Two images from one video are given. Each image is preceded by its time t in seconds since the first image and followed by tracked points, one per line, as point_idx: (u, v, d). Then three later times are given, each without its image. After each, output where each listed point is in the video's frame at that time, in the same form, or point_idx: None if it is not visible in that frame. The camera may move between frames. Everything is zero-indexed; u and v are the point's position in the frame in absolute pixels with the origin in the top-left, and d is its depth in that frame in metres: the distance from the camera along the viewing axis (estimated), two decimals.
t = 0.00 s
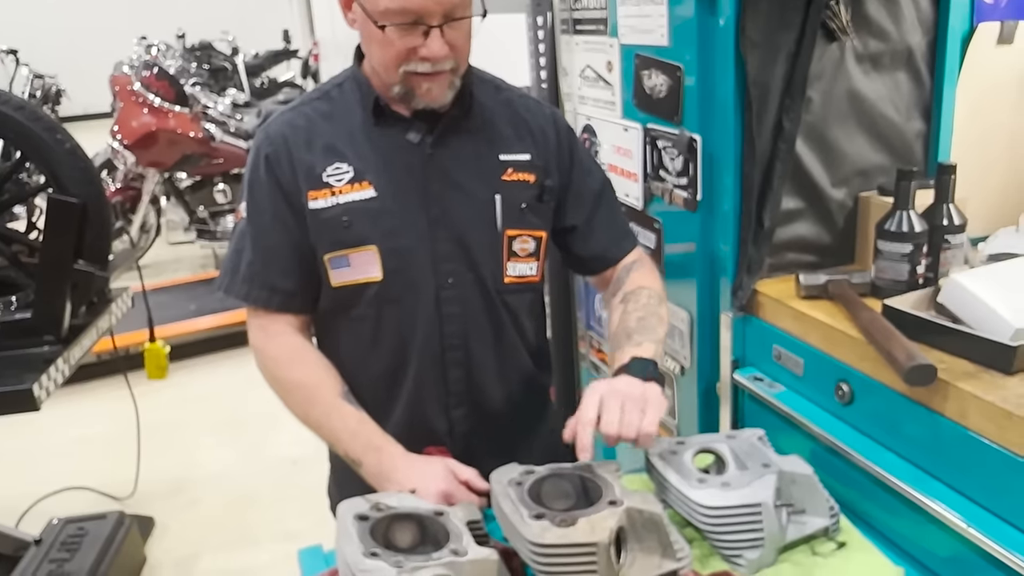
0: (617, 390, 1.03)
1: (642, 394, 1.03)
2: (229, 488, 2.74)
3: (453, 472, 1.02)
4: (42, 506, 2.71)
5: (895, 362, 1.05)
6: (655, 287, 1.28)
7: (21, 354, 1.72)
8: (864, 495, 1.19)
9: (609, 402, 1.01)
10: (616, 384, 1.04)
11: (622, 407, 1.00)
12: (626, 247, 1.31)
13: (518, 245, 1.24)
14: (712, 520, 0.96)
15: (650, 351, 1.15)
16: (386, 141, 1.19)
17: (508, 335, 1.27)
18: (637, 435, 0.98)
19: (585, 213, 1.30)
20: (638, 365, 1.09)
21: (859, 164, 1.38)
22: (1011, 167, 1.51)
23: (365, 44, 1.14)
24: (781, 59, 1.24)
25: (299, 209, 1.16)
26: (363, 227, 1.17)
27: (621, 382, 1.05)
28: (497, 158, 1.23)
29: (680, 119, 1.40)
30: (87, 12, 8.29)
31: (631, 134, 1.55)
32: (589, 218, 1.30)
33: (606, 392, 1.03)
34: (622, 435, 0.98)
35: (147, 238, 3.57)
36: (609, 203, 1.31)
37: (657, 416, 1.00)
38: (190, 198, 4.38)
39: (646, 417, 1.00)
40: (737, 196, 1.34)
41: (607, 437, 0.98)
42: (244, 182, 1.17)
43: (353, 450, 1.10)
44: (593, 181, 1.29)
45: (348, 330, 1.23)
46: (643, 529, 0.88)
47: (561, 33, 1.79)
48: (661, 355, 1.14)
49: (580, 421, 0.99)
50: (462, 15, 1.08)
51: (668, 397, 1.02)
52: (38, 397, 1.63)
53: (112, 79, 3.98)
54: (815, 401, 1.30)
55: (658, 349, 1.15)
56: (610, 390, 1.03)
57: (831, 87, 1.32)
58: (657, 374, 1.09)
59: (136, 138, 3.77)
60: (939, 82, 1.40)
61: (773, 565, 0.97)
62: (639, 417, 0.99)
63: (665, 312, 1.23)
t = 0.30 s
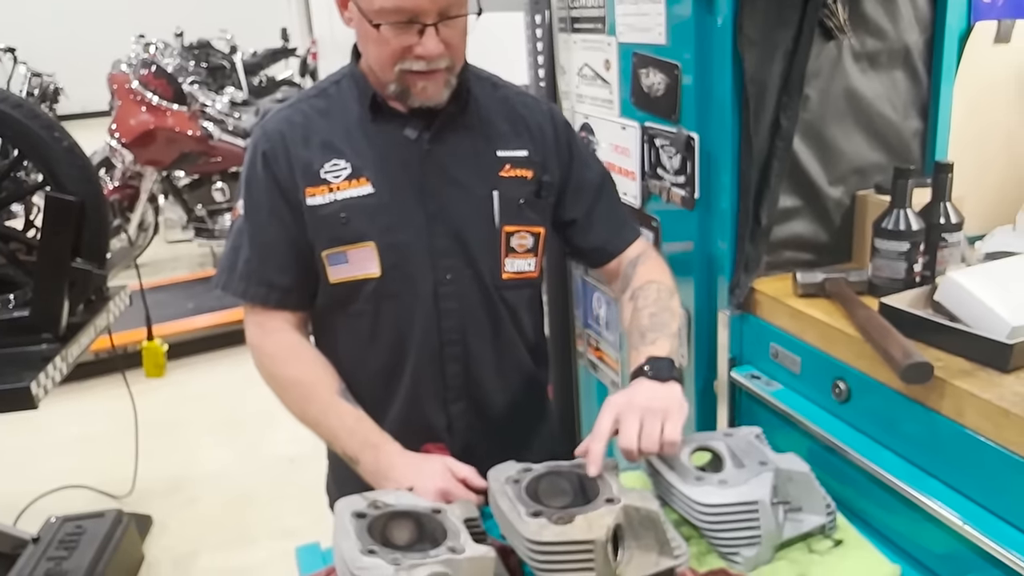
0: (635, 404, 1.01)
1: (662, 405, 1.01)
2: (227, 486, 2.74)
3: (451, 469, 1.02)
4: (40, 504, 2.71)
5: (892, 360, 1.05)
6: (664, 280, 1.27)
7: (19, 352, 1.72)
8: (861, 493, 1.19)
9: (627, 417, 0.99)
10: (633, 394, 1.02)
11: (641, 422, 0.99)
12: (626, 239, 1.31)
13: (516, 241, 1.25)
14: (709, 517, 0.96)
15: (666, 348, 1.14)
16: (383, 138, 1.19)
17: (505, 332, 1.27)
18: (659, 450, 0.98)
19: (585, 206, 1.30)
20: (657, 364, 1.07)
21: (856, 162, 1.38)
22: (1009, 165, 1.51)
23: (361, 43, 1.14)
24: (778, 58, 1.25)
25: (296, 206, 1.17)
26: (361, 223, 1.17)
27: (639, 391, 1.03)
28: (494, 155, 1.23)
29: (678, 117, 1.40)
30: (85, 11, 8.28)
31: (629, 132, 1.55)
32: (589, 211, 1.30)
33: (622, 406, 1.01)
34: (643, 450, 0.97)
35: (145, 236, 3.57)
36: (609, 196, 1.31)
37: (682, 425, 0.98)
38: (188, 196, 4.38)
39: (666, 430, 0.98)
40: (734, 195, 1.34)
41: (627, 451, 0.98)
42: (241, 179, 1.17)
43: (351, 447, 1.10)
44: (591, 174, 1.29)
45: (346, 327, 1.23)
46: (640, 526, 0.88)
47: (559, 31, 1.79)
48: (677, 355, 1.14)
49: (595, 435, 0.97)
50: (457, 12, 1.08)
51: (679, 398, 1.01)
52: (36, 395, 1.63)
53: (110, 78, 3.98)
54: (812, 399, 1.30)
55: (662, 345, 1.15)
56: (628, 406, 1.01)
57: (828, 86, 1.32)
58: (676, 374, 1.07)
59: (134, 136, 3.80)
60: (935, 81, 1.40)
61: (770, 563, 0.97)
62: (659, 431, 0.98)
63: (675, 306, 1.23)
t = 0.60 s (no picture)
0: (640, 406, 0.99)
1: (669, 407, 0.99)
2: (227, 485, 2.74)
3: (450, 468, 1.02)
4: (39, 503, 2.71)
5: (892, 359, 1.05)
6: (671, 274, 1.25)
7: (18, 351, 1.72)
8: (860, 492, 1.19)
9: (631, 421, 0.98)
10: (638, 395, 1.01)
11: (645, 425, 0.98)
12: (628, 233, 1.30)
13: (516, 239, 1.24)
14: (708, 516, 0.96)
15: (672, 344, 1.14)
16: (382, 136, 1.18)
17: (505, 330, 1.27)
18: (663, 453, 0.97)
19: (585, 200, 1.29)
20: (665, 362, 1.05)
21: (856, 161, 1.38)
22: (1009, 164, 1.51)
23: (361, 40, 1.14)
24: (778, 57, 1.25)
25: (295, 204, 1.17)
26: (360, 221, 1.17)
27: (645, 392, 1.01)
28: (494, 152, 1.23)
29: (678, 116, 1.40)
30: (84, 9, 8.27)
31: (628, 131, 1.55)
32: (589, 206, 1.29)
33: (627, 409, 1.00)
34: (647, 454, 0.96)
35: (144, 235, 3.56)
36: (611, 188, 1.30)
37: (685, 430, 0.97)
38: (187, 195, 4.38)
39: (671, 434, 0.97)
40: (734, 193, 1.33)
41: (631, 454, 0.97)
42: (240, 177, 1.17)
43: (350, 446, 1.10)
44: (592, 169, 1.28)
45: (345, 326, 1.23)
46: (639, 525, 0.88)
47: (559, 30, 1.79)
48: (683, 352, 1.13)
49: (597, 438, 0.96)
50: (457, 9, 1.08)
51: (681, 398, 1.00)
52: (34, 393, 1.63)
53: (110, 76, 3.98)
54: (812, 398, 1.30)
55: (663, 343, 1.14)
56: (632, 408, 1.00)
57: (828, 84, 1.32)
58: (684, 372, 1.05)
59: (133, 134, 3.79)
60: (936, 79, 1.40)
61: (769, 562, 0.97)
62: (663, 434, 0.97)
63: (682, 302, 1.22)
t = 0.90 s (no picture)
0: (641, 408, 0.99)
1: (672, 408, 0.98)
2: (228, 485, 2.74)
3: (452, 469, 1.02)
4: (39, 502, 2.71)
5: (894, 360, 1.05)
6: (679, 266, 1.24)
7: (19, 351, 1.72)
8: (863, 493, 1.19)
9: (633, 423, 0.98)
10: (640, 397, 1.01)
11: (648, 427, 0.98)
12: (632, 226, 1.28)
13: (517, 239, 1.24)
14: (710, 517, 0.96)
15: (679, 341, 1.14)
16: (383, 136, 1.18)
17: (506, 330, 1.26)
18: (667, 454, 0.96)
19: (587, 196, 1.28)
20: (669, 359, 1.04)
21: (858, 162, 1.38)
22: (1011, 164, 1.51)
23: (362, 40, 1.14)
24: (781, 58, 1.24)
25: (296, 204, 1.17)
26: (361, 221, 1.17)
27: (647, 393, 1.01)
28: (494, 152, 1.23)
29: (680, 117, 1.40)
30: (85, 9, 8.27)
31: (630, 132, 1.55)
32: (592, 200, 1.28)
33: (630, 411, 1.00)
34: (652, 456, 0.96)
35: (146, 235, 3.56)
36: (614, 181, 1.29)
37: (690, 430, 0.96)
38: (188, 195, 4.38)
39: (673, 435, 0.96)
40: (736, 194, 1.33)
41: (636, 457, 0.97)
42: (242, 178, 1.17)
43: (351, 447, 1.10)
44: (594, 164, 1.28)
45: (346, 326, 1.23)
46: (641, 526, 0.88)
47: (560, 31, 1.80)
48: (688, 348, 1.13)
49: (599, 441, 0.96)
50: (459, 8, 1.08)
51: (685, 398, 1.00)
52: (36, 393, 1.63)
53: (111, 75, 3.98)
54: (814, 398, 1.30)
55: (665, 340, 1.14)
56: (635, 411, 0.99)
57: (831, 85, 1.32)
58: (690, 369, 1.04)
59: (134, 134, 3.79)
60: (939, 80, 1.40)
61: (772, 564, 0.97)
62: (667, 435, 0.96)
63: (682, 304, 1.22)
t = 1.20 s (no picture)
0: (642, 407, 0.99)
1: (673, 407, 0.98)
2: (228, 485, 2.74)
3: (451, 468, 1.02)
4: (39, 502, 2.71)
5: (895, 360, 1.05)
6: (681, 258, 1.22)
7: (20, 351, 1.72)
8: (864, 493, 1.18)
9: (634, 423, 0.98)
10: (641, 396, 1.00)
11: (649, 426, 0.98)
12: (633, 218, 1.28)
13: (516, 237, 1.24)
14: (711, 517, 0.96)
15: (681, 338, 1.14)
16: (382, 135, 1.18)
17: (505, 329, 1.26)
18: (669, 454, 0.96)
19: (586, 191, 1.28)
20: (671, 358, 1.04)
21: (859, 162, 1.38)
22: (1012, 165, 1.51)
23: (359, 40, 1.15)
24: (782, 58, 1.24)
25: (295, 204, 1.17)
26: (359, 220, 1.16)
27: (649, 393, 1.01)
28: (493, 150, 1.23)
29: (681, 117, 1.40)
30: (85, 9, 8.27)
31: (631, 132, 1.55)
32: (591, 194, 1.28)
33: (631, 411, 0.99)
34: (653, 456, 0.97)
35: (146, 235, 3.56)
36: (614, 174, 1.28)
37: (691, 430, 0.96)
38: (188, 195, 4.37)
39: (674, 434, 0.96)
40: (737, 194, 1.33)
41: (639, 457, 0.97)
42: (241, 178, 1.17)
43: (351, 447, 1.10)
44: (593, 158, 1.27)
45: (345, 325, 1.23)
46: (642, 526, 0.88)
47: (561, 31, 1.80)
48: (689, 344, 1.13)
49: (600, 441, 0.96)
50: (453, 7, 1.08)
51: (685, 397, 1.00)
52: (36, 393, 1.63)
53: (111, 75, 3.98)
54: (815, 398, 1.30)
55: (668, 337, 1.15)
56: (636, 411, 0.99)
57: (832, 85, 1.32)
58: (692, 366, 1.04)
59: (134, 134, 3.79)
60: (939, 80, 1.40)
61: (773, 564, 0.97)
62: (668, 435, 0.96)
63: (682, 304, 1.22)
